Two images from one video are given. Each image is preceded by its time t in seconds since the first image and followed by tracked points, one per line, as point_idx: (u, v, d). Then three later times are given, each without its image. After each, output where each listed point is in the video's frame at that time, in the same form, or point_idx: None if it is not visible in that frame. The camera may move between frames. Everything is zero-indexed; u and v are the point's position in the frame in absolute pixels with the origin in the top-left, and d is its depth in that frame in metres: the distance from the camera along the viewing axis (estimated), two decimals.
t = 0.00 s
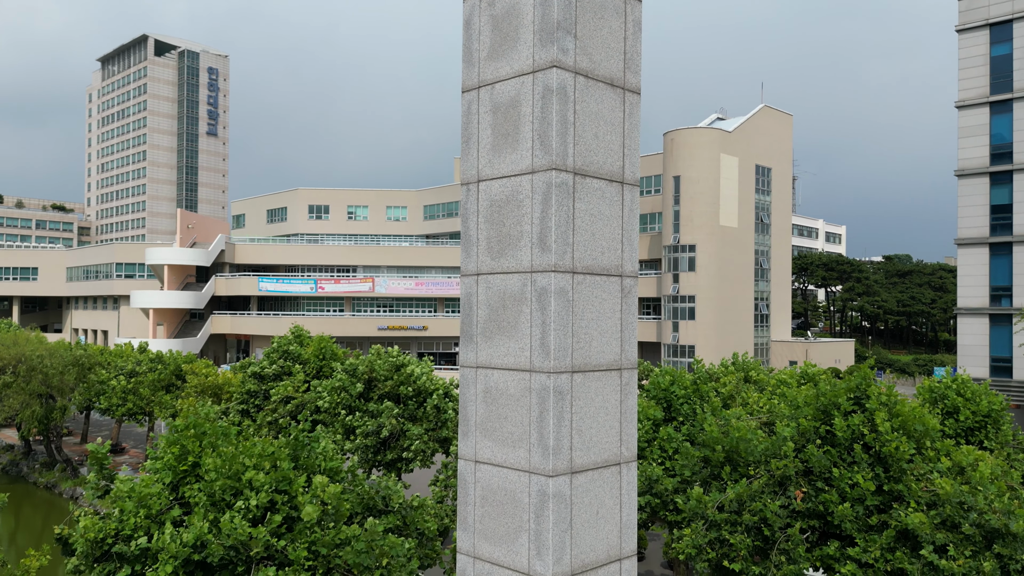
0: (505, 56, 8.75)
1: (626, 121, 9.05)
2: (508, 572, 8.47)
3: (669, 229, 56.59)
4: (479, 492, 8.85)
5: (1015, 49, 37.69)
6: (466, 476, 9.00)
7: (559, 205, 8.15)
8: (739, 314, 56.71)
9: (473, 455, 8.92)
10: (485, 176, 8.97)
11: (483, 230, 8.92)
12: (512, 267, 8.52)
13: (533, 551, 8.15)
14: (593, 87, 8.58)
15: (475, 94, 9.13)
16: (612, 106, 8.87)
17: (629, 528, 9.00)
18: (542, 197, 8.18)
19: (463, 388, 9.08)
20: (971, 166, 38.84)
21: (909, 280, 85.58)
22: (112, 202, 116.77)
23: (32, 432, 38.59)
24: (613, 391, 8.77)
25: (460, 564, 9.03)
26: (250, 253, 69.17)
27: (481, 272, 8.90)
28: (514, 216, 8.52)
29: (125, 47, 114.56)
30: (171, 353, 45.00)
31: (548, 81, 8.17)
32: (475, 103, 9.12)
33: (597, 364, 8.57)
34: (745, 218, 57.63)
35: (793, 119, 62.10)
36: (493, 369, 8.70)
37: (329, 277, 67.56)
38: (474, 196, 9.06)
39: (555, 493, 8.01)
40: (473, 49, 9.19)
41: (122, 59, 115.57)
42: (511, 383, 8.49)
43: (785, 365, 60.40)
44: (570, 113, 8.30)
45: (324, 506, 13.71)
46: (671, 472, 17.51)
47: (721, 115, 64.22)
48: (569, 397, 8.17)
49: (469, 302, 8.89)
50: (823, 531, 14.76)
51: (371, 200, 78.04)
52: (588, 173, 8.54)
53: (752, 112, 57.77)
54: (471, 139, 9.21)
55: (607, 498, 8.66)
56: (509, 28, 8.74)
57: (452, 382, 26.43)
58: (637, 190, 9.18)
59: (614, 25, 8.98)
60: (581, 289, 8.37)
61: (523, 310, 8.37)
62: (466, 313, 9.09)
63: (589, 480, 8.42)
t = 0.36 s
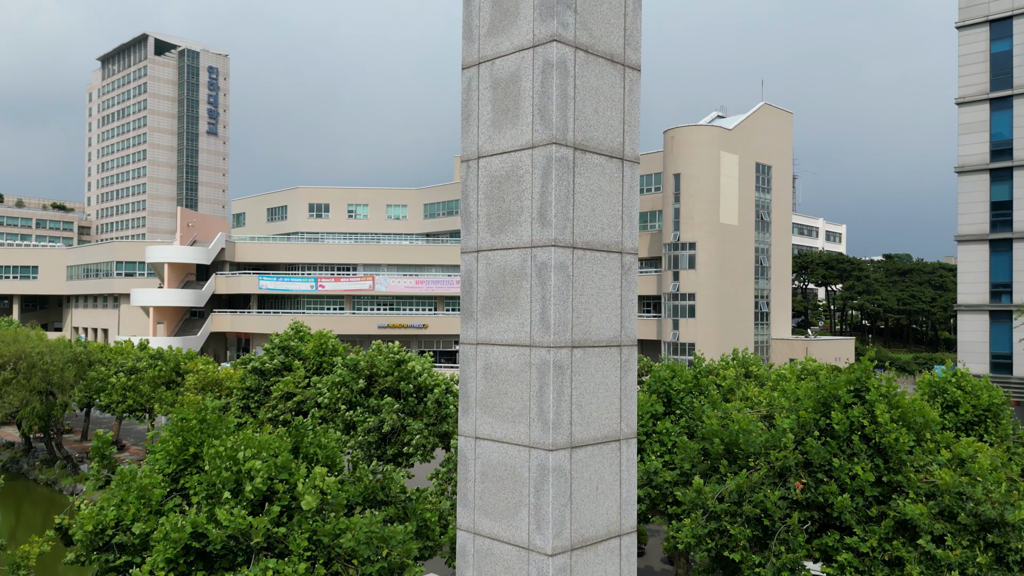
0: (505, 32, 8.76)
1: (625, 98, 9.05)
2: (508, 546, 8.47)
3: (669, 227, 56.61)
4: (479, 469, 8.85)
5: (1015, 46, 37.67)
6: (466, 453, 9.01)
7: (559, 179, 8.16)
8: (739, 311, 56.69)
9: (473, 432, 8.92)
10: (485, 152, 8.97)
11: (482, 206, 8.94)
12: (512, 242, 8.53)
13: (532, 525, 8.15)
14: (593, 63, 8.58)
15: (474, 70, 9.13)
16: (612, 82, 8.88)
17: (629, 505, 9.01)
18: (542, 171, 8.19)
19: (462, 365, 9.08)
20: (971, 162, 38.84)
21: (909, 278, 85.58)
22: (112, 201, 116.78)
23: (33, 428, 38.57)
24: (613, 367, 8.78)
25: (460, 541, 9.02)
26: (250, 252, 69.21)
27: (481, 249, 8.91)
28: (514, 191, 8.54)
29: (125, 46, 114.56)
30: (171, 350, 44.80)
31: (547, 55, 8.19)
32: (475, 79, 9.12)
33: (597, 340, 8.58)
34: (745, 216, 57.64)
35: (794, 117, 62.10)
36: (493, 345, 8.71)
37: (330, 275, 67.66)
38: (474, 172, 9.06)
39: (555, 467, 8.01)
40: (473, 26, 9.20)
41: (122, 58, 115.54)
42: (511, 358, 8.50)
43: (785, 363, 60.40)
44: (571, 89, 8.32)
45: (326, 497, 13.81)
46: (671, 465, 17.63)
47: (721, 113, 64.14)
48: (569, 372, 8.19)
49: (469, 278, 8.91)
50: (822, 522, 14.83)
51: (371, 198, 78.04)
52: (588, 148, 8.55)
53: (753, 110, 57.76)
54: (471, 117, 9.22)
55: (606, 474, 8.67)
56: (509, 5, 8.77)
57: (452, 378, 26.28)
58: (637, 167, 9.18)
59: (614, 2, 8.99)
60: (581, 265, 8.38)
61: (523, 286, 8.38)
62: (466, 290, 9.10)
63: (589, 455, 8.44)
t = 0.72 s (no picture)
0: (503, 11, 8.78)
1: (624, 77, 9.07)
2: (506, 523, 8.50)
3: (669, 225, 56.60)
4: (479, 446, 8.88)
5: (1015, 43, 37.66)
6: (465, 430, 9.04)
7: (558, 156, 8.18)
8: (739, 309, 56.71)
9: (472, 410, 8.95)
10: (484, 131, 9.00)
11: (481, 185, 8.97)
12: (510, 221, 8.56)
13: (531, 501, 8.17)
14: (591, 41, 8.60)
15: (474, 49, 9.16)
16: (611, 61, 8.90)
17: (628, 482, 9.02)
18: (541, 148, 8.22)
19: (462, 344, 9.11)
20: (971, 159, 38.85)
21: (909, 277, 85.59)
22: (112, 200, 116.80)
23: (32, 425, 38.52)
24: (612, 345, 8.80)
25: (459, 519, 9.05)
26: (250, 250, 69.22)
27: (480, 228, 8.95)
28: (513, 168, 8.58)
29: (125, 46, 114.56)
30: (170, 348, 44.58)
31: (546, 33, 8.21)
32: (474, 59, 9.14)
33: (596, 318, 8.60)
34: (745, 214, 57.66)
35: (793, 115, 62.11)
36: (492, 323, 8.73)
37: (330, 273, 67.74)
38: (472, 151, 9.09)
39: (554, 443, 8.03)
40: (472, 6, 9.23)
41: (122, 58, 115.57)
42: (510, 336, 8.53)
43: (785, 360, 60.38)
44: (569, 66, 8.35)
45: (325, 488, 13.86)
46: (670, 458, 17.74)
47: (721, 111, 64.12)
48: (567, 348, 8.21)
49: (468, 257, 8.93)
50: (821, 514, 14.89)
51: (371, 197, 78.05)
52: (587, 126, 8.57)
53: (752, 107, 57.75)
54: (470, 96, 9.24)
55: (605, 451, 8.68)
56: None
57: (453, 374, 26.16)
58: (635, 147, 9.21)
59: None
60: (579, 242, 8.41)
61: (522, 263, 8.41)
62: (465, 269, 9.13)
63: (588, 432, 8.45)
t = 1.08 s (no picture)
0: None
1: (627, 54, 9.09)
2: (510, 498, 8.53)
3: (669, 223, 56.56)
4: (482, 423, 8.91)
5: (1015, 39, 37.70)
6: (468, 408, 9.07)
7: (561, 132, 8.22)
8: (739, 306, 56.80)
9: (475, 387, 8.98)
10: (487, 109, 9.05)
11: (485, 163, 9.02)
12: (514, 197, 8.62)
13: (535, 475, 8.20)
14: (595, 18, 8.62)
15: (477, 28, 9.22)
16: (614, 39, 8.92)
17: (630, 460, 9.04)
18: (544, 124, 8.26)
19: (465, 321, 9.16)
20: (972, 156, 38.86)
21: (909, 275, 85.60)
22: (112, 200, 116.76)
23: (34, 421, 38.67)
24: (614, 323, 8.82)
25: (462, 495, 9.08)
26: (250, 248, 69.21)
27: (484, 205, 8.99)
28: (517, 145, 8.62)
29: (125, 45, 114.60)
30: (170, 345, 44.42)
31: (550, 9, 8.25)
32: (477, 36, 9.18)
33: (599, 295, 8.63)
34: (745, 212, 57.68)
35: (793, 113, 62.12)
36: (496, 300, 8.76)
37: (330, 272, 67.75)
38: (476, 129, 9.13)
39: (557, 417, 8.07)
40: None
41: (122, 57, 115.58)
42: (513, 312, 8.56)
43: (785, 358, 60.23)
44: (573, 42, 8.38)
45: (324, 480, 13.88)
46: (671, 452, 17.85)
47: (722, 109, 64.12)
48: (571, 324, 8.24)
49: (471, 235, 8.98)
50: (820, 506, 14.95)
51: (371, 195, 78.05)
52: (590, 102, 8.60)
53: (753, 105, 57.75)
54: (474, 74, 9.28)
55: (607, 427, 8.71)
56: None
57: (454, 371, 26.03)
58: (638, 124, 9.22)
59: None
60: (583, 219, 8.44)
61: (525, 239, 8.45)
62: (468, 247, 9.17)
63: (591, 407, 8.47)
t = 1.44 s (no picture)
0: None
1: (625, 34, 9.13)
2: (507, 477, 8.55)
3: (669, 220, 56.50)
4: (479, 403, 8.92)
5: (1015, 36, 37.67)
6: (466, 388, 9.08)
7: (558, 110, 8.25)
8: (739, 303, 56.86)
9: (473, 366, 8.99)
10: (484, 88, 9.07)
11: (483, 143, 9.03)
12: (511, 176, 8.63)
13: (532, 453, 8.22)
14: None
15: (475, 8, 9.24)
16: (612, 19, 8.98)
17: (627, 439, 9.07)
18: (542, 103, 8.29)
19: (463, 303, 9.17)
20: (971, 152, 38.85)
21: (909, 273, 85.63)
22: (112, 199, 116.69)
23: (33, 418, 38.75)
24: (612, 302, 8.85)
25: (460, 475, 9.09)
26: (250, 247, 69.20)
27: (481, 185, 9.03)
28: (514, 124, 8.65)
29: (125, 44, 114.60)
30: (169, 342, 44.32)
31: None
32: (475, 17, 9.23)
33: (597, 274, 8.66)
34: (745, 210, 57.69)
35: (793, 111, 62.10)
36: (494, 280, 8.76)
37: (330, 270, 67.80)
38: (473, 109, 9.16)
39: (555, 396, 8.08)
40: None
41: (122, 57, 115.56)
42: (511, 292, 8.57)
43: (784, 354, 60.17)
44: (570, 22, 8.42)
45: (324, 473, 13.89)
46: (670, 445, 17.89)
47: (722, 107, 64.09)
48: (568, 303, 8.26)
49: (468, 216, 9.00)
50: (819, 498, 14.98)
51: (371, 194, 78.05)
52: (587, 81, 8.63)
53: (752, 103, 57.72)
54: (471, 54, 9.30)
55: (605, 407, 8.74)
56: None
57: (454, 367, 25.99)
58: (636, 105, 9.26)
59: None
60: (580, 197, 8.48)
61: (522, 219, 8.48)
62: (465, 228, 9.20)
63: (588, 386, 8.51)
